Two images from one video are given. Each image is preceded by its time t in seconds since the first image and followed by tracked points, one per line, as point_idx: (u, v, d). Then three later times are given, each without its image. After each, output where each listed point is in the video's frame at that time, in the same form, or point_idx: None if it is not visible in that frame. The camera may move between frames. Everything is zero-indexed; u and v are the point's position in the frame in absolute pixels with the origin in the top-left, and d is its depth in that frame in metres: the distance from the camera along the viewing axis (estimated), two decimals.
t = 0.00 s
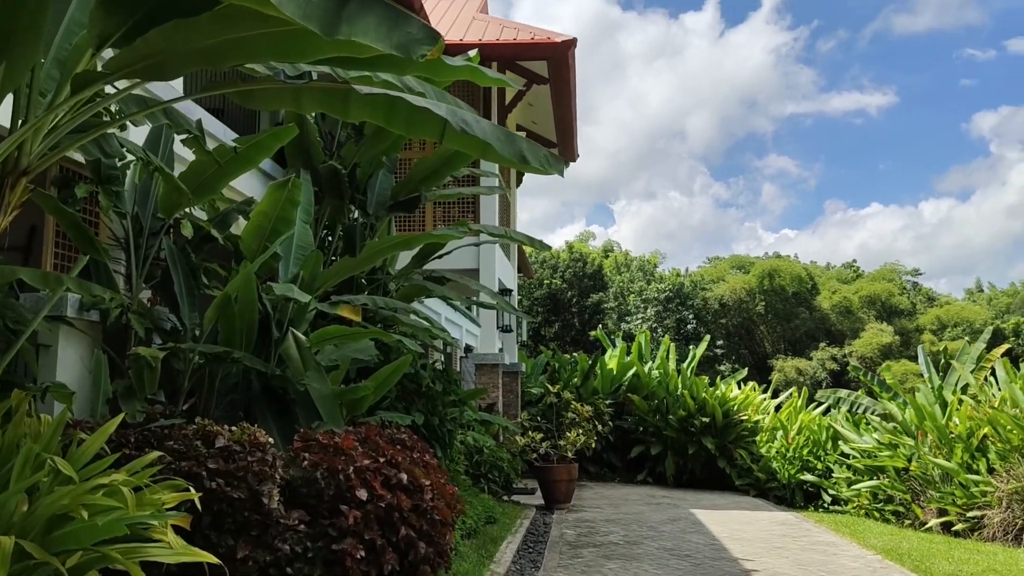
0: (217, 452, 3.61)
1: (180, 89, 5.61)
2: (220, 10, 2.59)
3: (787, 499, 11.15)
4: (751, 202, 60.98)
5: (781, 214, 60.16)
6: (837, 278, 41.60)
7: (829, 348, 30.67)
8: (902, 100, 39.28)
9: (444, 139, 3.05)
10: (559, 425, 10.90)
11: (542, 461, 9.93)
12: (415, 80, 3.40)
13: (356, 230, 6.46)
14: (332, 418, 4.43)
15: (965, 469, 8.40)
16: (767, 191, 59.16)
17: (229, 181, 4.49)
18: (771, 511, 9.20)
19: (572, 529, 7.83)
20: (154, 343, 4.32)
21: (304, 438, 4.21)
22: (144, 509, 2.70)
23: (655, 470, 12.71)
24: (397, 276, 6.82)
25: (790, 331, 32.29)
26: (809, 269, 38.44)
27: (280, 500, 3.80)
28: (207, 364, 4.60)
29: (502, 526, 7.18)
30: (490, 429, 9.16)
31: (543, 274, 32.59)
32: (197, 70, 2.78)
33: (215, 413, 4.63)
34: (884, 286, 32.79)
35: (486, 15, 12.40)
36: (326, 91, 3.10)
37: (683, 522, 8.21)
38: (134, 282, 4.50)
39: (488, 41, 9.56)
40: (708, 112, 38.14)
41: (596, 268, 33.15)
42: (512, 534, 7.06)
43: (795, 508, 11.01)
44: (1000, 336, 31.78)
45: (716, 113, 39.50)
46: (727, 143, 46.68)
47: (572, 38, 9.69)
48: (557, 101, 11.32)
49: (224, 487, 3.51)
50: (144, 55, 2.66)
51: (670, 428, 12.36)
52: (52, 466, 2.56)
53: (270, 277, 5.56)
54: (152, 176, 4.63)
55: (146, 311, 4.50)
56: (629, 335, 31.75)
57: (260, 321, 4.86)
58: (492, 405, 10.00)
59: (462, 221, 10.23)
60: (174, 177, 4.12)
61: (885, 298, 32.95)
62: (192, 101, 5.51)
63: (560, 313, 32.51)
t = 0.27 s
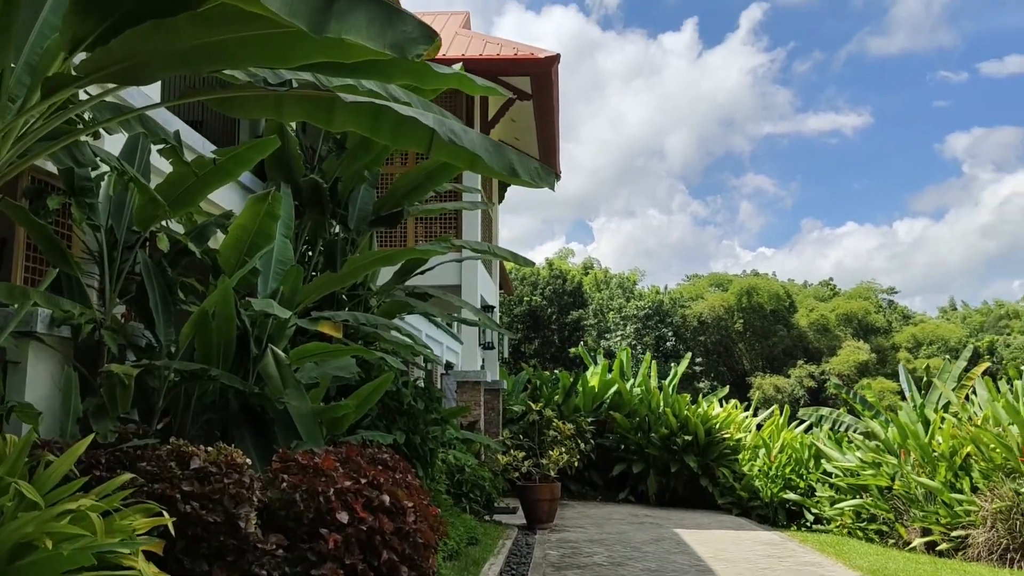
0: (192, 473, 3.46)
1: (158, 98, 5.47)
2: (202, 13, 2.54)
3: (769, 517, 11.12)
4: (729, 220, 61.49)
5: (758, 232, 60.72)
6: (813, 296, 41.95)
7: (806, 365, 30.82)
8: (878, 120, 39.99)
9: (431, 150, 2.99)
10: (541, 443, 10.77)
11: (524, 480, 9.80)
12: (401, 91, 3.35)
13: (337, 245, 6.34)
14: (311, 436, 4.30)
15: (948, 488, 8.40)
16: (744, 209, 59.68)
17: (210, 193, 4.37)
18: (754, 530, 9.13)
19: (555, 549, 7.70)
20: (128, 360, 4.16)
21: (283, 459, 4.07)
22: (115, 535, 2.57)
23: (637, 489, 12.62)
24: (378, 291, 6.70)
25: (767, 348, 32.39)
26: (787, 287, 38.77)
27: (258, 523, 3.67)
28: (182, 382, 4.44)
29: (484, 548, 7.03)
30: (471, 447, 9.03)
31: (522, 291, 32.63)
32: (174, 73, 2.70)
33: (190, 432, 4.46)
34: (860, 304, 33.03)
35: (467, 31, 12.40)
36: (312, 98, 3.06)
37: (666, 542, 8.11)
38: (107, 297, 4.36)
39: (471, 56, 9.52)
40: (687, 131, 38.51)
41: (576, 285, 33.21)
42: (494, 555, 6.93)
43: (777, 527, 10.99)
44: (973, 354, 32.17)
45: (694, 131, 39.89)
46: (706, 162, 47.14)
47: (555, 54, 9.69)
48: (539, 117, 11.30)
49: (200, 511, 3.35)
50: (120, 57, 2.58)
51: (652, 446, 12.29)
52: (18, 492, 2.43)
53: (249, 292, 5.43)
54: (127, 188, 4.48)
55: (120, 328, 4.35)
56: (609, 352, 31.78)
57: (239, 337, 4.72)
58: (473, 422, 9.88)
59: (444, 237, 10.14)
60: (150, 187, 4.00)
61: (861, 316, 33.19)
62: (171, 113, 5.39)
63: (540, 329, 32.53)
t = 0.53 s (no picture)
0: (160, 491, 3.32)
1: (125, 104, 5.31)
2: (175, 9, 2.45)
3: (743, 529, 11.16)
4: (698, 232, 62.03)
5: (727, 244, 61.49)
6: (782, 307, 42.39)
7: (775, 376, 31.06)
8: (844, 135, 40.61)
9: (412, 156, 2.92)
10: (515, 455, 10.66)
11: (498, 493, 9.69)
12: (379, 97, 3.28)
13: (311, 254, 6.21)
14: (283, 452, 4.18)
15: (921, 499, 8.46)
16: (714, 221, 60.27)
17: (180, 200, 4.23)
18: (730, 543, 9.11)
19: (530, 564, 7.60)
20: (91, 373, 3.99)
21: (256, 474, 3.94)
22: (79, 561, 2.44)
23: (611, 500, 12.56)
24: (351, 302, 6.58)
25: (737, 359, 32.56)
26: (756, 298, 39.16)
27: (227, 543, 3.53)
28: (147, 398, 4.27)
29: (459, 562, 6.90)
30: (445, 460, 8.89)
31: (495, 301, 32.62)
32: (144, 74, 2.61)
33: (157, 448, 4.30)
34: (828, 315, 33.39)
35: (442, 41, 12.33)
36: (289, 101, 2.98)
37: (642, 556, 8.06)
38: (71, 308, 4.20)
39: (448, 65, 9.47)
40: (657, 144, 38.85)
41: (548, 296, 33.29)
42: (468, 570, 6.82)
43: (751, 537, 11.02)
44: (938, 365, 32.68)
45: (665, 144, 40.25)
46: (677, 174, 47.61)
47: (530, 64, 9.68)
48: (514, 126, 11.26)
49: (169, 531, 3.21)
50: (87, 56, 2.49)
51: (626, 457, 12.25)
52: None
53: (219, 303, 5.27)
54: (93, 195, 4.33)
55: (84, 340, 4.19)
56: (580, 363, 31.87)
57: (208, 349, 4.57)
58: (448, 434, 9.77)
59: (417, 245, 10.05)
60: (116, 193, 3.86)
61: (829, 327, 33.14)
62: (139, 118, 5.23)
63: (512, 340, 32.52)
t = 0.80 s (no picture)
0: (121, 503, 3.17)
1: (87, 103, 5.15)
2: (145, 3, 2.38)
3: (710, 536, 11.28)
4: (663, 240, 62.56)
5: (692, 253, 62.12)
6: (746, 316, 42.85)
7: (739, 384, 31.31)
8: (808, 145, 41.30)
9: (388, 158, 2.88)
10: (483, 464, 10.55)
11: (466, 502, 9.60)
12: (353, 100, 3.23)
13: (278, 260, 6.07)
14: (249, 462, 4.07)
15: (887, 507, 8.57)
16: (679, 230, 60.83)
17: (145, 202, 4.12)
18: (697, 551, 9.12)
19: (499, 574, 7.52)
20: (48, 381, 3.83)
21: (220, 487, 3.82)
22: None
23: (579, 509, 12.51)
24: (319, 308, 6.46)
25: (702, 367, 32.77)
26: (720, 306, 39.52)
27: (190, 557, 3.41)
28: (107, 406, 4.12)
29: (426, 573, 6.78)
30: (412, 469, 8.77)
31: (462, 308, 32.51)
32: (111, 71, 2.54)
33: (117, 460, 4.14)
34: (791, 323, 33.75)
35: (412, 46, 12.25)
36: (261, 100, 2.92)
37: (611, 565, 8.03)
38: (29, 312, 4.04)
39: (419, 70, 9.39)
40: (624, 152, 39.09)
41: (515, 303, 33.28)
42: None
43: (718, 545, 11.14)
44: (897, 373, 33.32)
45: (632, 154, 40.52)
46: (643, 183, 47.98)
47: (501, 71, 9.66)
48: (484, 133, 11.23)
49: (131, 547, 3.07)
50: (51, 50, 2.42)
51: (594, 465, 12.23)
52: None
53: (182, 309, 5.12)
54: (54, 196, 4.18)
55: (42, 346, 4.03)
56: (547, 370, 31.87)
57: (171, 355, 4.42)
58: (416, 443, 9.65)
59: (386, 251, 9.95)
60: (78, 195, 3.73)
61: (792, 335, 33.92)
62: (102, 118, 5.08)
63: (479, 347, 32.43)
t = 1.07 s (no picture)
0: (73, 507, 3.05)
1: (40, 92, 4.97)
2: None
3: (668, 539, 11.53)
4: (622, 244, 63.13)
5: (650, 258, 62.76)
6: (703, 320, 43.41)
7: (696, 387, 31.67)
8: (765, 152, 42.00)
9: (355, 156, 2.83)
10: (443, 467, 10.49)
11: (426, 505, 9.54)
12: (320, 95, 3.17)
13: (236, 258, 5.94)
14: (205, 465, 3.98)
15: (841, 509, 8.73)
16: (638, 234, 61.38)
17: (100, 197, 4.01)
18: (655, 554, 9.17)
19: None
20: None
21: (176, 491, 3.71)
22: None
23: (538, 512, 12.50)
24: (278, 309, 6.35)
25: (659, 370, 33.05)
26: (678, 310, 39.96)
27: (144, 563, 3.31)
28: (58, 407, 3.98)
29: None
30: (371, 472, 8.65)
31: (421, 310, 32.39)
32: (72, 58, 2.52)
33: (67, 462, 4.00)
34: (746, 328, 34.25)
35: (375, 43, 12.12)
36: (224, 93, 2.89)
37: (570, 569, 8.02)
38: None
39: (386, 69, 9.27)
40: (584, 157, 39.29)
41: (475, 305, 33.28)
42: None
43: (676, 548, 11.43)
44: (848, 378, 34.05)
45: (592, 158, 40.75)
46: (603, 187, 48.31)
47: (465, 71, 9.61)
48: (446, 134, 11.17)
49: (82, 553, 2.96)
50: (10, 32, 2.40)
51: (553, 468, 12.24)
52: None
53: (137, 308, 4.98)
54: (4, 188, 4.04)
55: None
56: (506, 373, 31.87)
57: (125, 355, 4.29)
58: (375, 445, 9.55)
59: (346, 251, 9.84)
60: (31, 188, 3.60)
61: (747, 339, 33.86)
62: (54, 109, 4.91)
63: (438, 349, 32.38)
